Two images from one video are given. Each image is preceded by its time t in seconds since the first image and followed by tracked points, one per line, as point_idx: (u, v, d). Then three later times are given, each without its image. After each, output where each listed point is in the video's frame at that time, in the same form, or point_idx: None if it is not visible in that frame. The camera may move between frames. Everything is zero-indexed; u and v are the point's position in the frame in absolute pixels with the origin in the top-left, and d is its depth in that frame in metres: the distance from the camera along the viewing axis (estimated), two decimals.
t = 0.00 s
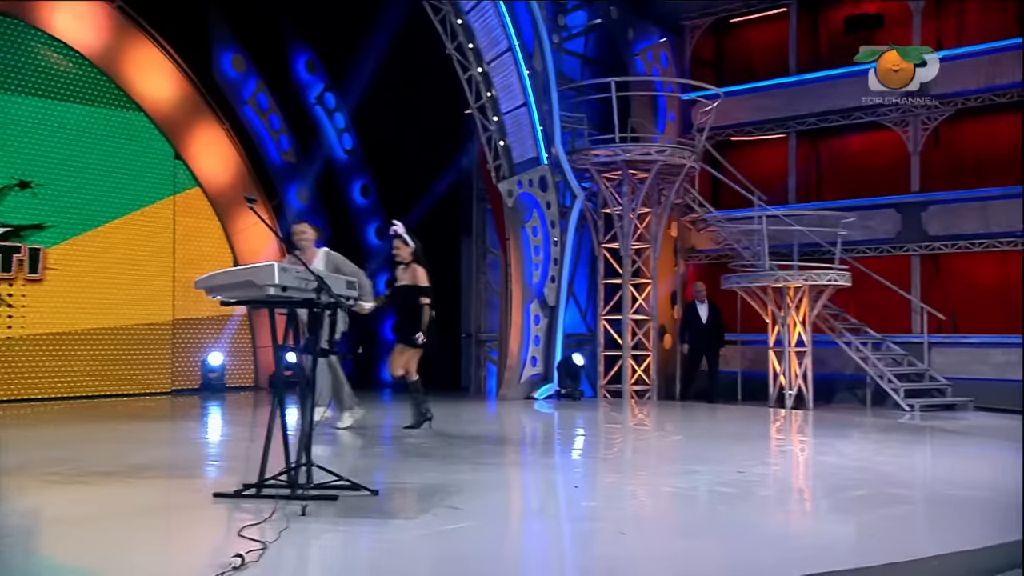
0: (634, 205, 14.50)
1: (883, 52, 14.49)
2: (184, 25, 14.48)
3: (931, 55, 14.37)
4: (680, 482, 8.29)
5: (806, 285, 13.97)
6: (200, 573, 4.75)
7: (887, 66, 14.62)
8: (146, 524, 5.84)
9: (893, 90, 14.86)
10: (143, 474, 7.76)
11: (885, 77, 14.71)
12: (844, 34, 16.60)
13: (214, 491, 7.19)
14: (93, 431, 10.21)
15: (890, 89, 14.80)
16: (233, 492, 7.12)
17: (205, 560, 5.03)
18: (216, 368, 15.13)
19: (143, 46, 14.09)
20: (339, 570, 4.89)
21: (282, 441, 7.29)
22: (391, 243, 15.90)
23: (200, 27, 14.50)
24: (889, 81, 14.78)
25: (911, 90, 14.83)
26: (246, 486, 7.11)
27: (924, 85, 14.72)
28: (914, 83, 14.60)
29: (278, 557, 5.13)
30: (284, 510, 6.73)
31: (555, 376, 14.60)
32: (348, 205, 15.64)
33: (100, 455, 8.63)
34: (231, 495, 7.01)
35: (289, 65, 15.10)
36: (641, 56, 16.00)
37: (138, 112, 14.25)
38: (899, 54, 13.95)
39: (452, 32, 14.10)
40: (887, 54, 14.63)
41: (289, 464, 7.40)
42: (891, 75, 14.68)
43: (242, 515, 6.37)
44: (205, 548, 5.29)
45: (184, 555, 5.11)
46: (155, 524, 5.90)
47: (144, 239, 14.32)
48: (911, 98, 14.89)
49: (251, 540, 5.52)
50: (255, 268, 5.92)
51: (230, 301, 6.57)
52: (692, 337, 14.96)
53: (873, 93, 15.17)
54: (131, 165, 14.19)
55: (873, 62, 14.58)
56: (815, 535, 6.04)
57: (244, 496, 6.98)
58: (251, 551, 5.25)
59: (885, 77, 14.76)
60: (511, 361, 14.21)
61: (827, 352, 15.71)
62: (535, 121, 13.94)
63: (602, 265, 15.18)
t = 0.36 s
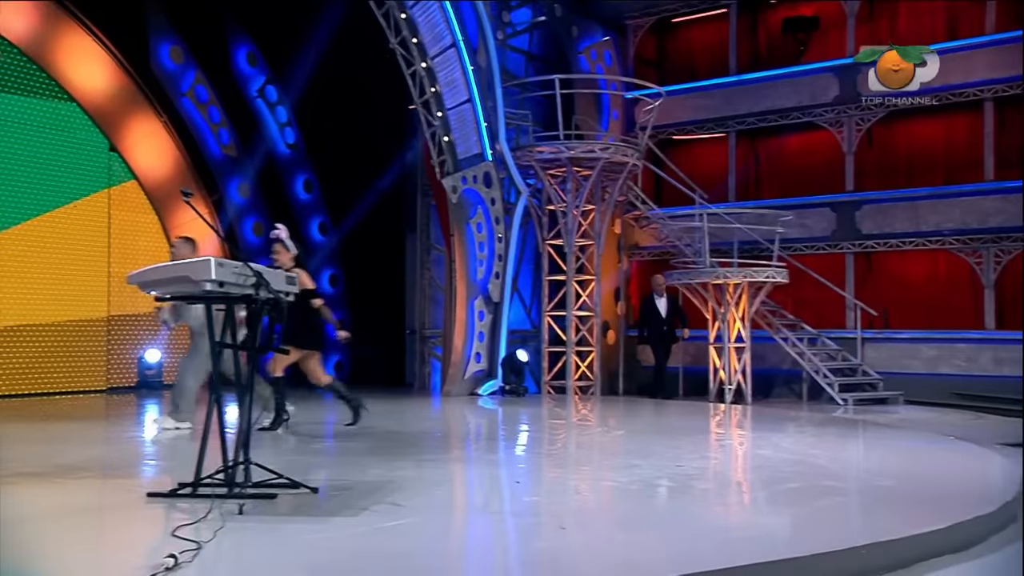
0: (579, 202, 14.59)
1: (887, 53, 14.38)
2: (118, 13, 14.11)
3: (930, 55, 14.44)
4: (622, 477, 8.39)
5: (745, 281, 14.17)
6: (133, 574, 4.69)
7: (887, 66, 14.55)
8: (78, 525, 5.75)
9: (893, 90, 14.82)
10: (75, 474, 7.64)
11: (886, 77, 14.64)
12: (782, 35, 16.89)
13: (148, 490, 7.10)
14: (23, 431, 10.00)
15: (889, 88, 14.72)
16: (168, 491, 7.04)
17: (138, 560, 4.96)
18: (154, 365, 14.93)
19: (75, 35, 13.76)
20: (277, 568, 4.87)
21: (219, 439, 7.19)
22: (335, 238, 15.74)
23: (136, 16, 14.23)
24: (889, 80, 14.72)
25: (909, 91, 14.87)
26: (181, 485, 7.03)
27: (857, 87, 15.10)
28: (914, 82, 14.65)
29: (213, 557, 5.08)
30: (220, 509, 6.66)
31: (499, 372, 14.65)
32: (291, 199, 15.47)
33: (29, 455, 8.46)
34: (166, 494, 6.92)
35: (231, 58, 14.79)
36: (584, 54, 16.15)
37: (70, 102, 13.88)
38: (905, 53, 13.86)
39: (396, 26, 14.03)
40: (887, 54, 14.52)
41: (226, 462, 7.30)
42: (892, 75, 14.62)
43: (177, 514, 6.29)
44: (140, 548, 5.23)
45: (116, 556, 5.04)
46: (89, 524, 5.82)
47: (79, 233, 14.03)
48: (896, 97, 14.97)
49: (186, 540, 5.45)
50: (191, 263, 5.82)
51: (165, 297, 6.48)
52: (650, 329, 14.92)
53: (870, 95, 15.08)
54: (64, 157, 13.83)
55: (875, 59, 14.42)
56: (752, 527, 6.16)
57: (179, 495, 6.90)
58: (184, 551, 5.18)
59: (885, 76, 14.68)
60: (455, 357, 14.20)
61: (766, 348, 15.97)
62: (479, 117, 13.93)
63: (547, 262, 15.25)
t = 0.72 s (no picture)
0: (539, 201, 14.70)
1: (886, 52, 13.86)
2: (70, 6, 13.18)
3: (929, 53, 14.34)
4: (580, 476, 8.44)
5: (703, 281, 14.30)
6: None
7: (887, 65, 13.96)
8: (26, 528, 5.67)
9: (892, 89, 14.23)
10: (26, 475, 7.53)
11: (886, 77, 14.03)
12: (739, 38, 17.07)
13: (100, 492, 7.03)
14: None
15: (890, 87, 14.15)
16: (121, 493, 6.96)
17: (88, 564, 4.90)
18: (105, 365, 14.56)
19: (28, 30, 12.69)
20: (232, 569, 4.84)
21: (173, 440, 7.11)
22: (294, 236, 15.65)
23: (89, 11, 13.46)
24: (890, 81, 14.20)
25: (909, 90, 14.68)
26: (134, 486, 6.96)
27: (812, 88, 15.30)
28: (913, 82, 14.44)
29: (166, 560, 5.03)
30: (173, 511, 6.62)
31: (459, 371, 14.59)
32: (250, 197, 15.25)
33: None
34: (119, 496, 6.86)
35: (186, 53, 14.39)
36: (544, 54, 16.23)
37: (19, 96, 13.13)
38: (906, 52, 13.38)
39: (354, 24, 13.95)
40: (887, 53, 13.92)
41: (180, 463, 7.23)
42: (892, 75, 14.02)
43: (130, 516, 6.23)
44: (93, 550, 5.18)
45: (66, 559, 4.97)
46: (41, 526, 5.74)
47: (32, 232, 13.32)
48: (895, 96, 14.94)
49: (139, 543, 5.39)
50: (144, 261, 5.78)
51: (117, 296, 6.41)
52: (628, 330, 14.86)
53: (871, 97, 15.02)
54: (14, 153, 13.10)
55: (873, 59, 13.90)
56: (709, 525, 6.22)
57: (132, 497, 6.84)
58: (136, 554, 5.12)
59: (885, 75, 14.10)
60: (415, 356, 14.13)
61: (723, 347, 16.07)
62: (439, 116, 13.92)
63: (507, 261, 15.26)
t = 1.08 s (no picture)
0: (524, 201, 14.67)
1: (886, 53, 13.79)
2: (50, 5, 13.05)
3: (930, 54, 14.36)
4: (566, 477, 8.42)
5: (687, 282, 14.34)
6: None
7: (887, 66, 13.86)
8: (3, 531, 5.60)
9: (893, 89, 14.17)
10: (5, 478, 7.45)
11: (886, 77, 13.91)
12: (723, 38, 17.09)
13: (79, 495, 6.96)
14: None
15: (890, 87, 14.05)
16: (99, 495, 6.89)
17: (66, 567, 4.84)
18: (86, 366, 14.40)
19: (7, 28, 12.59)
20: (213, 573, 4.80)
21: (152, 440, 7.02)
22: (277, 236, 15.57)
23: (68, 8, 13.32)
24: (890, 81, 14.09)
25: (909, 91, 14.67)
26: (113, 488, 6.89)
27: (796, 89, 15.34)
28: (913, 82, 14.42)
29: (145, 562, 4.98)
30: (152, 513, 6.56)
31: (444, 372, 14.54)
32: (233, 196, 15.12)
33: None
34: (97, 499, 6.79)
35: (169, 51, 14.27)
36: (530, 54, 16.20)
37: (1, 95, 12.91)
38: (906, 53, 13.56)
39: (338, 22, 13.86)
40: (887, 53, 13.85)
41: (160, 462, 7.15)
42: (892, 75, 13.90)
43: (110, 519, 6.16)
44: (72, 553, 5.12)
45: (43, 563, 4.91)
46: (19, 529, 5.67)
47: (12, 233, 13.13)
48: (886, 98, 14.93)
49: (118, 546, 5.34)
50: (122, 261, 5.73)
51: (96, 295, 6.32)
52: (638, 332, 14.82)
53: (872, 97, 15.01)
54: None
55: (874, 61, 13.93)
56: (693, 524, 6.21)
57: (111, 500, 6.77)
58: (115, 557, 5.07)
59: (885, 76, 14.00)
60: (400, 357, 14.03)
61: (708, 347, 16.06)
62: (424, 116, 13.89)
63: (492, 261, 15.22)
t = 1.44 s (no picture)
0: (507, 199, 14.37)
1: (885, 53, 13.65)
2: None
3: (931, 55, 14.04)
4: (548, 483, 8.06)
5: (673, 283, 14.10)
6: None
7: (886, 66, 13.68)
8: None
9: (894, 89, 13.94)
10: None
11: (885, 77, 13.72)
12: (710, 34, 16.78)
13: (36, 504, 6.57)
14: None
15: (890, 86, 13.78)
16: (57, 504, 6.50)
17: None
18: (53, 369, 13.92)
19: None
20: None
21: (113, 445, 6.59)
22: (252, 235, 15.11)
23: None
24: (888, 81, 13.78)
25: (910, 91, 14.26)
26: (71, 497, 6.49)
27: (785, 86, 15.02)
28: (915, 82, 13.96)
29: None
30: (113, 522, 6.16)
31: (424, 374, 14.14)
32: (206, 192, 14.69)
33: None
34: (55, 507, 6.40)
35: (140, 43, 13.85)
36: (513, 48, 15.80)
37: None
38: (906, 53, 13.40)
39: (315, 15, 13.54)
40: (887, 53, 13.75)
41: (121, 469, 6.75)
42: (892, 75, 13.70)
43: (67, 529, 5.77)
44: (19, 566, 4.74)
45: None
46: None
47: None
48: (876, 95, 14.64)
49: (73, 557, 4.95)
50: (81, 258, 5.33)
51: (56, 296, 5.94)
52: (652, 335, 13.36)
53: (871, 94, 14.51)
54: None
55: (874, 61, 13.81)
56: (682, 531, 5.88)
57: (69, 508, 6.37)
58: (66, 569, 4.69)
59: (884, 77, 13.78)
60: (378, 360, 13.61)
61: (694, 349, 15.70)
62: (403, 111, 13.48)
63: (474, 261, 14.84)
